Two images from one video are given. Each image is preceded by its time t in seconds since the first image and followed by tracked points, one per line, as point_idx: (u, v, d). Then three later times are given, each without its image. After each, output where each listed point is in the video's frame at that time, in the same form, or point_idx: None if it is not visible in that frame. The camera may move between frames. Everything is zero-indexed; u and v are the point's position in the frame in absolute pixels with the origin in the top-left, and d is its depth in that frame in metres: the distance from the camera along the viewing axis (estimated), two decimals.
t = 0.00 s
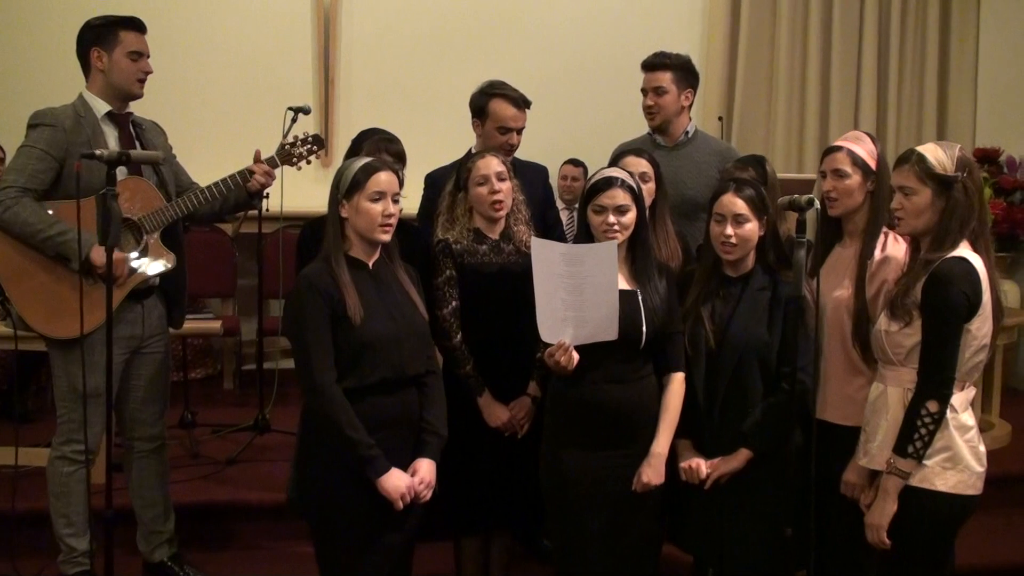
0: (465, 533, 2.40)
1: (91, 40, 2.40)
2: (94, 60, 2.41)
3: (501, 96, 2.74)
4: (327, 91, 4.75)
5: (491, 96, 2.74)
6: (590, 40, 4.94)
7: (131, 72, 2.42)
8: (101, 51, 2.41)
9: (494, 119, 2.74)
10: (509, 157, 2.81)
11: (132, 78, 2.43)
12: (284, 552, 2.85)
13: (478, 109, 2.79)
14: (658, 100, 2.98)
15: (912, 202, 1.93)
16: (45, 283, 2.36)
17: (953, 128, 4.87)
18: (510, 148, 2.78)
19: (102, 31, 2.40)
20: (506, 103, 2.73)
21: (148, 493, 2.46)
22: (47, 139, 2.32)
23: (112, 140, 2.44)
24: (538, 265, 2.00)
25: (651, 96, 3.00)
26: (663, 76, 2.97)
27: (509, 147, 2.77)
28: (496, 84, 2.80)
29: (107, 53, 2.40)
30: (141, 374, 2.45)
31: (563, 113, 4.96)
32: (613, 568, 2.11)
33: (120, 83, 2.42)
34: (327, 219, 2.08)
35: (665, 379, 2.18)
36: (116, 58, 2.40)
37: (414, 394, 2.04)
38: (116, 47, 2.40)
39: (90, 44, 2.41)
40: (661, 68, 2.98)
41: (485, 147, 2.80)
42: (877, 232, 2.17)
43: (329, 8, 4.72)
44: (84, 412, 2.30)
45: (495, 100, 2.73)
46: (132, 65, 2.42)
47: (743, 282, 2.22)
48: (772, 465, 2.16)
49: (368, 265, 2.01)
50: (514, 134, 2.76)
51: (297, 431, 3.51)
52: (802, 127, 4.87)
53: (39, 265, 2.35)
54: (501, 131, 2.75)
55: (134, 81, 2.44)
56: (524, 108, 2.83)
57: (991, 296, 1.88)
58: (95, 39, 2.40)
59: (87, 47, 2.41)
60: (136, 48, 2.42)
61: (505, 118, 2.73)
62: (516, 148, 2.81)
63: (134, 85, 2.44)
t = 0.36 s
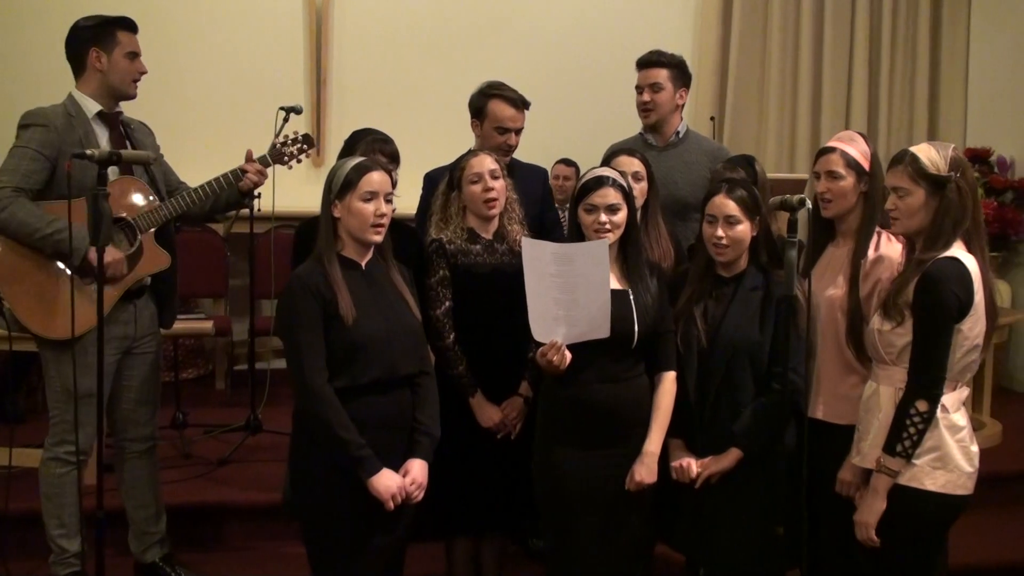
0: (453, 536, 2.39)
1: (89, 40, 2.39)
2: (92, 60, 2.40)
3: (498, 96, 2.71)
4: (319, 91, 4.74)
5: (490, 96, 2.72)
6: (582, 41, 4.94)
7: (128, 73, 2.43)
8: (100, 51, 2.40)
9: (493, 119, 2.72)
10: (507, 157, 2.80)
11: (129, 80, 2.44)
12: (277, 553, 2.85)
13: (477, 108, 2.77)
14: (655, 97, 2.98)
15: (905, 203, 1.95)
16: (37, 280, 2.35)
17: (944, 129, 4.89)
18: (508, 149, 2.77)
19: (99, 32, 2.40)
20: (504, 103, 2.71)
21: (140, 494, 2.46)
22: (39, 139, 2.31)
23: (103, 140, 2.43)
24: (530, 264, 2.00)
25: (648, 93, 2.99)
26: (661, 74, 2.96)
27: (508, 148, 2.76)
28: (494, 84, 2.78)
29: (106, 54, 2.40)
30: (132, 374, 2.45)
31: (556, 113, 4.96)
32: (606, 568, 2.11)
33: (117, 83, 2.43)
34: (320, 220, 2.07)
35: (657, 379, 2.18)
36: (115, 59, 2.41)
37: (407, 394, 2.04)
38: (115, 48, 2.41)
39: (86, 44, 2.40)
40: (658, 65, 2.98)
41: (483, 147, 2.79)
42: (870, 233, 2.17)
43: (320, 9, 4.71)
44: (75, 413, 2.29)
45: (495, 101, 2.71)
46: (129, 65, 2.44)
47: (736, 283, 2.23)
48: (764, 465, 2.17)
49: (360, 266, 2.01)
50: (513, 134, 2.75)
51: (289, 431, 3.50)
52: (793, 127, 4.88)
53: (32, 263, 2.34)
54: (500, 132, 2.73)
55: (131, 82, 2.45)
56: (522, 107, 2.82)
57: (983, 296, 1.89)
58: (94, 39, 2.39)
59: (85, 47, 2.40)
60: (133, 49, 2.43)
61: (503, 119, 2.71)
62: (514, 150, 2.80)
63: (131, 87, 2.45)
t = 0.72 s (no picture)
0: (447, 534, 2.39)
1: (74, 40, 2.40)
2: (78, 60, 2.41)
3: (506, 92, 2.70)
4: (312, 91, 4.74)
5: (498, 92, 2.71)
6: (575, 41, 4.94)
7: (115, 72, 2.46)
8: (86, 51, 2.41)
9: (498, 113, 2.69)
10: (514, 153, 2.76)
11: (114, 78, 2.46)
12: (270, 553, 2.84)
13: (484, 105, 2.76)
14: (661, 97, 2.97)
15: (901, 201, 1.95)
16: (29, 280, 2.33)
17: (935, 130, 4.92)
18: (515, 144, 2.73)
19: (83, 32, 2.41)
20: (512, 98, 2.69)
21: (132, 495, 2.45)
22: (27, 140, 2.31)
23: (89, 141, 2.43)
24: (524, 264, 2.00)
25: (653, 92, 2.97)
26: (665, 73, 2.96)
27: (515, 142, 2.72)
28: (502, 81, 2.77)
29: (91, 53, 2.41)
30: (122, 375, 2.45)
31: (550, 113, 4.96)
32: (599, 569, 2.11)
33: (103, 83, 2.44)
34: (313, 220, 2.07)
35: (649, 378, 2.19)
36: (101, 59, 2.43)
37: (400, 394, 2.04)
38: (99, 47, 2.42)
39: (73, 44, 2.40)
40: (662, 64, 2.97)
41: (489, 144, 2.76)
42: (867, 233, 2.17)
43: (314, 9, 4.70)
44: (67, 413, 2.29)
45: (501, 96, 2.69)
46: (115, 65, 2.46)
47: (731, 283, 2.23)
48: (757, 465, 2.17)
49: (352, 266, 2.01)
50: (518, 128, 2.71)
51: (281, 431, 3.50)
52: (785, 127, 4.89)
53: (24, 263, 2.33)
54: (506, 126, 2.70)
55: (116, 82, 2.48)
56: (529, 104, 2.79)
57: (979, 296, 1.89)
58: (79, 39, 2.40)
59: (70, 47, 2.40)
60: (118, 48, 2.46)
61: (509, 113, 2.68)
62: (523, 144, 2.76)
63: (116, 85, 2.47)
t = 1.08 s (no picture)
0: (443, 533, 2.40)
1: (50, 40, 2.41)
2: (54, 59, 2.41)
3: (508, 91, 2.71)
4: (306, 91, 4.73)
5: (499, 92, 2.72)
6: (569, 40, 4.94)
7: (94, 67, 2.44)
8: (62, 50, 2.41)
9: (500, 113, 2.70)
10: (518, 154, 2.78)
11: (95, 74, 2.45)
12: (263, 554, 2.84)
13: (486, 106, 2.77)
14: (663, 98, 2.97)
15: (896, 200, 1.95)
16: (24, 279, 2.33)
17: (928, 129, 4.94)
18: (517, 144, 2.75)
19: (57, 30, 2.41)
20: (513, 99, 2.70)
21: (123, 496, 2.45)
22: (13, 141, 2.31)
23: (74, 140, 2.43)
24: (519, 264, 2.00)
25: (655, 92, 2.97)
26: (666, 74, 2.97)
27: (517, 141, 2.73)
28: (506, 82, 2.78)
29: (67, 52, 2.41)
30: (112, 375, 2.44)
31: (544, 113, 4.96)
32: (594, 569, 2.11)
33: (82, 78, 2.43)
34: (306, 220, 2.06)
35: (643, 376, 2.19)
36: (77, 56, 2.42)
37: (394, 394, 2.04)
38: (75, 45, 2.41)
39: (48, 44, 2.41)
40: (663, 65, 2.98)
41: (492, 145, 2.78)
42: (865, 232, 2.16)
43: (307, 9, 4.70)
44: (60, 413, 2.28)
45: (502, 96, 2.71)
46: (93, 60, 2.45)
47: (728, 284, 2.24)
48: (752, 465, 2.17)
49: (345, 266, 2.01)
50: (520, 127, 2.72)
51: (274, 431, 3.49)
52: (779, 127, 4.90)
53: (19, 262, 2.33)
54: (507, 126, 2.72)
55: (97, 76, 2.46)
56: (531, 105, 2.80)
57: (975, 294, 1.90)
58: (54, 39, 2.41)
59: (46, 47, 2.41)
60: (93, 42, 2.44)
61: (510, 113, 2.69)
62: (525, 145, 2.77)
63: (97, 81, 2.46)
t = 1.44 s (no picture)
0: (438, 533, 2.40)
1: (37, 39, 2.41)
2: (41, 59, 2.41)
3: (494, 89, 2.70)
4: (300, 91, 4.72)
5: (487, 90, 2.72)
6: (563, 40, 4.94)
7: (81, 66, 2.44)
8: (48, 50, 2.41)
9: (487, 109, 2.68)
10: (507, 150, 2.74)
11: (83, 72, 2.45)
12: (256, 554, 2.84)
13: (475, 105, 2.77)
14: (663, 101, 2.97)
15: (891, 199, 1.96)
16: (20, 279, 2.34)
17: (922, 129, 4.95)
18: (504, 139, 2.71)
19: (44, 30, 2.41)
20: (500, 95, 2.68)
21: (115, 497, 2.45)
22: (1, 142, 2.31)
23: (63, 139, 2.43)
24: (513, 265, 2.00)
25: (656, 96, 2.96)
26: (664, 76, 2.96)
27: (503, 137, 2.70)
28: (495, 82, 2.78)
29: (54, 51, 2.41)
30: (101, 375, 2.44)
31: (538, 112, 4.96)
32: (587, 569, 2.11)
33: (69, 77, 2.43)
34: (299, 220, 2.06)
35: (637, 375, 2.20)
36: (64, 55, 2.42)
37: (387, 394, 2.04)
38: (61, 44, 2.41)
39: (35, 44, 2.41)
40: (660, 67, 2.97)
41: (480, 143, 2.75)
42: (860, 232, 2.16)
43: (301, 8, 4.69)
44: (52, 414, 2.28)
45: (489, 94, 2.69)
46: (81, 59, 2.45)
47: (723, 283, 2.24)
48: (745, 464, 2.18)
49: (338, 266, 2.01)
50: (505, 123, 2.69)
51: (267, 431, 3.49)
52: (772, 127, 4.90)
53: (8, 263, 2.33)
54: (493, 122, 2.69)
55: (85, 75, 2.46)
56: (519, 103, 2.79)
57: (969, 294, 1.90)
58: (41, 39, 2.40)
59: (33, 47, 2.41)
60: (80, 41, 2.44)
61: (496, 108, 2.67)
62: (513, 141, 2.73)
63: (85, 80, 2.46)
